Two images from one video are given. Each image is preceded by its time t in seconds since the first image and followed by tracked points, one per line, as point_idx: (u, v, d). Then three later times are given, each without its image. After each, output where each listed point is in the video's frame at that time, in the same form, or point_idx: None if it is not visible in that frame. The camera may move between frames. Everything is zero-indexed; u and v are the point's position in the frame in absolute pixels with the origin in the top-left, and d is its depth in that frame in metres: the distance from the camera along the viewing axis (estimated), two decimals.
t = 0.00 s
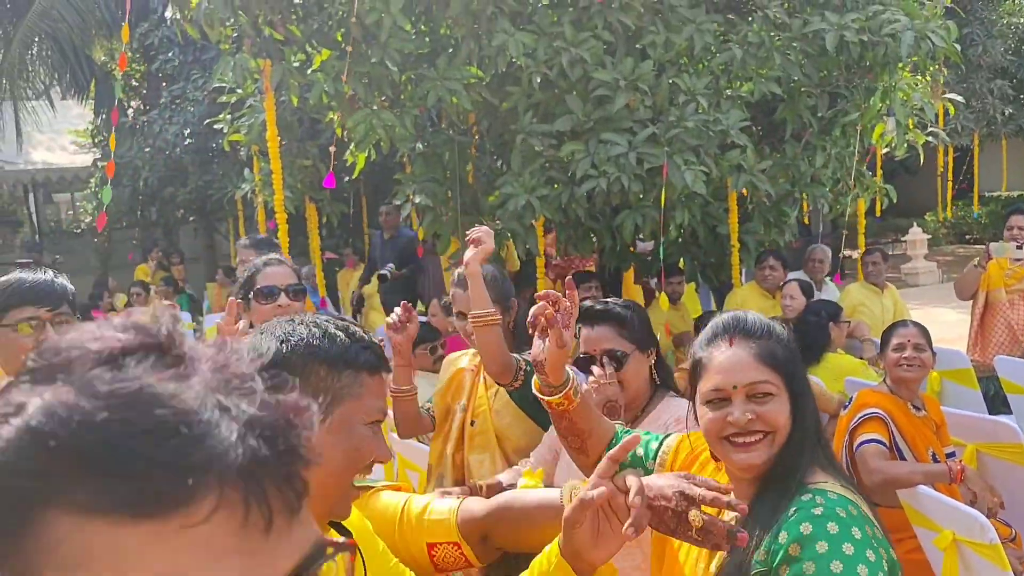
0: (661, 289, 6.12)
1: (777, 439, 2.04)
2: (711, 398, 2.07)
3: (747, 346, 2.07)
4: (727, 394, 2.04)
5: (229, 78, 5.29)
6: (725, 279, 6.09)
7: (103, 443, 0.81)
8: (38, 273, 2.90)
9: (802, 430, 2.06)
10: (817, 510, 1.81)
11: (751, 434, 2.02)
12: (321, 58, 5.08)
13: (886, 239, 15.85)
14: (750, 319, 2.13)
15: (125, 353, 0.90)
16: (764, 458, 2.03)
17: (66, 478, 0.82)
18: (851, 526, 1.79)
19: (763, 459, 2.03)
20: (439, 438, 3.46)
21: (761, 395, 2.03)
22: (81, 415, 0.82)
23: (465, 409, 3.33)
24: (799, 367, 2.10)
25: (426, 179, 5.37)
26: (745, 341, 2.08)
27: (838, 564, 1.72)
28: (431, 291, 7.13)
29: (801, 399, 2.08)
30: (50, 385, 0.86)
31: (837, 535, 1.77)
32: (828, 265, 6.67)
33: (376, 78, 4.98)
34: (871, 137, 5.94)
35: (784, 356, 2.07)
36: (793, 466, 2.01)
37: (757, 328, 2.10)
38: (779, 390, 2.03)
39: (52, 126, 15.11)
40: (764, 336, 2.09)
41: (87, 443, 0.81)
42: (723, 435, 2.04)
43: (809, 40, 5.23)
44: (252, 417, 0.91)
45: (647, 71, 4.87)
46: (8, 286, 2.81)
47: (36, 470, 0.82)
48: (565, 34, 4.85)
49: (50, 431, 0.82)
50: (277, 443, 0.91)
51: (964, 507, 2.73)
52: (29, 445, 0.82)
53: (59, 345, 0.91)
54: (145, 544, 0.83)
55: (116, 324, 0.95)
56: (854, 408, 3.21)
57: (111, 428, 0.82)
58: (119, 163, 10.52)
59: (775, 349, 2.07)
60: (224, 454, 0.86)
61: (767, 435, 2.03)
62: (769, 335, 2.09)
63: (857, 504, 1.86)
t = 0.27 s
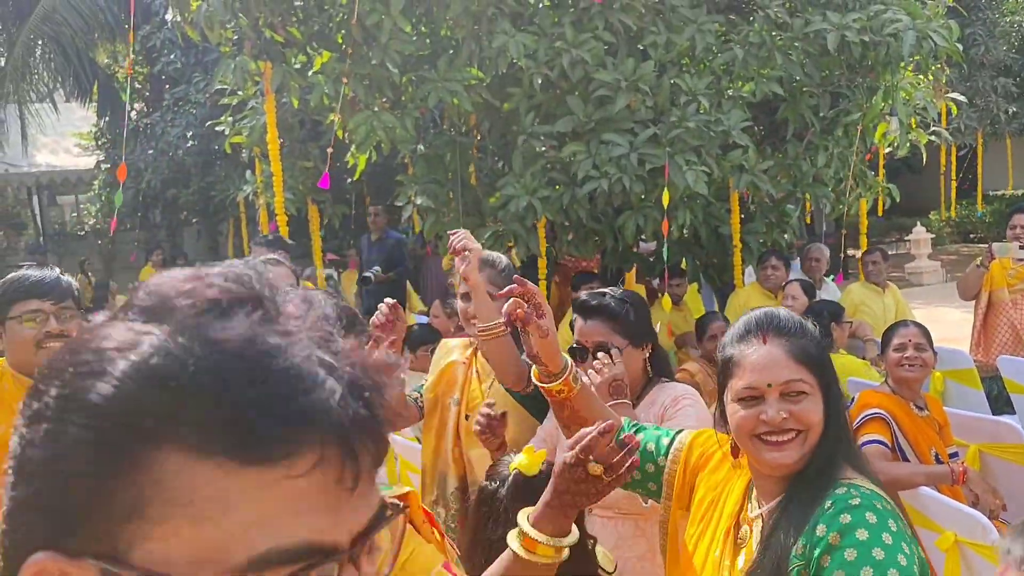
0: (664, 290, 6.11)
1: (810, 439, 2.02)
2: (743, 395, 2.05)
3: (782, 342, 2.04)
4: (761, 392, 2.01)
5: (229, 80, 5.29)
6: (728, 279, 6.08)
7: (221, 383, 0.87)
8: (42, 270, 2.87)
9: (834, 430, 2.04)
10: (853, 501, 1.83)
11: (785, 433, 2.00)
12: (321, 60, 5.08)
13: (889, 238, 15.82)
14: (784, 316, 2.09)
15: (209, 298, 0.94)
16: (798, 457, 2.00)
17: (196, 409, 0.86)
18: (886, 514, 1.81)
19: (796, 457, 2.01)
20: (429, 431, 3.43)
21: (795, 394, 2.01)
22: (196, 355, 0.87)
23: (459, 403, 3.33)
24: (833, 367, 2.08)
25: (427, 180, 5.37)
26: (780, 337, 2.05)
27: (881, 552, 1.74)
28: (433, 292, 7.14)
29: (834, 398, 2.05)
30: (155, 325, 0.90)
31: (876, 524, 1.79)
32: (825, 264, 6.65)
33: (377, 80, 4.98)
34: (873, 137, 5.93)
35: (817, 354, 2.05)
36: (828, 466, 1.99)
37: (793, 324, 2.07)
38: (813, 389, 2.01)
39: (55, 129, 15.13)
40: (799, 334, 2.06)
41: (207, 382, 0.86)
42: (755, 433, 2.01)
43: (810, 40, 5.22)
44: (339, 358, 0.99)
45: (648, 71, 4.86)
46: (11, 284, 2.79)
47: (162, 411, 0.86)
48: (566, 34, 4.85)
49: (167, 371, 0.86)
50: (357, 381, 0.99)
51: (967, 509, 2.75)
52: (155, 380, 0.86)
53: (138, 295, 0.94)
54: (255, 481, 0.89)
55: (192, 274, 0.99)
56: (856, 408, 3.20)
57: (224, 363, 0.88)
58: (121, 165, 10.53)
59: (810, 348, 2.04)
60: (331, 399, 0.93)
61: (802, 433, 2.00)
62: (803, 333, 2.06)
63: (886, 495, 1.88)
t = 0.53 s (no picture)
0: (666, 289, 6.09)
1: (829, 447, 2.01)
2: (760, 404, 2.05)
3: (801, 351, 2.04)
4: (778, 400, 2.02)
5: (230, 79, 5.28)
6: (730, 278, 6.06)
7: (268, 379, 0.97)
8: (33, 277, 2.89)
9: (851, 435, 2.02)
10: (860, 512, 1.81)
11: (802, 442, 1.99)
12: (323, 59, 5.07)
13: (893, 237, 15.77)
14: (803, 325, 2.10)
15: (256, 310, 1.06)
16: (815, 465, 1.99)
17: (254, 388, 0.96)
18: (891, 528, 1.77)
19: (814, 466, 1.99)
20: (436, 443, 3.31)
21: (812, 401, 2.00)
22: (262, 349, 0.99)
23: (475, 420, 3.20)
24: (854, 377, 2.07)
25: (428, 179, 5.36)
26: (799, 347, 2.05)
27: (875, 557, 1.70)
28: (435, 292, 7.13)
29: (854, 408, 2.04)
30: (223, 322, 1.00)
31: (879, 533, 1.76)
32: (827, 262, 6.64)
33: (378, 79, 4.97)
34: (876, 134, 5.90)
35: (835, 363, 2.04)
36: (850, 474, 1.98)
37: (811, 334, 2.07)
38: (831, 396, 2.01)
39: (58, 129, 15.12)
40: (815, 342, 2.05)
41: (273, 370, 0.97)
42: (771, 441, 2.01)
43: (812, 37, 5.20)
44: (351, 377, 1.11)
45: (650, 69, 4.84)
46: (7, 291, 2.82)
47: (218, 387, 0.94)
48: (567, 33, 4.83)
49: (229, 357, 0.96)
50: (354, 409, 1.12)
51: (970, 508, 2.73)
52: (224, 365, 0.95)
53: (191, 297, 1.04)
54: (301, 456, 1.00)
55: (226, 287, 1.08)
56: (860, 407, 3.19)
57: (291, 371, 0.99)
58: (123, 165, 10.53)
59: (827, 356, 2.04)
60: (354, 397, 1.06)
61: (820, 442, 1.99)
62: (820, 341, 2.06)
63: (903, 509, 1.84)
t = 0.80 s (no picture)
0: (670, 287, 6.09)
1: (827, 444, 2.00)
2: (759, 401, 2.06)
3: (799, 347, 2.04)
4: (774, 397, 2.03)
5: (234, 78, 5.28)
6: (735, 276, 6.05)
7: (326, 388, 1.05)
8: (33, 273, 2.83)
9: (851, 431, 2.01)
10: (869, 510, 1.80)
11: (798, 440, 2.00)
12: (326, 58, 5.07)
13: (898, 234, 15.74)
14: (802, 321, 2.09)
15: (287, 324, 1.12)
16: (814, 462, 2.00)
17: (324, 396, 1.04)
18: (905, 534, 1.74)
19: (813, 462, 2.00)
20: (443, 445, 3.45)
21: (808, 398, 2.00)
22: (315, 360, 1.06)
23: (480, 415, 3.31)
24: (858, 371, 2.05)
25: (432, 178, 5.36)
26: (797, 343, 2.05)
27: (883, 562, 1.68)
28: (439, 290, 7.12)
29: (854, 404, 2.03)
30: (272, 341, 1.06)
31: (888, 534, 1.74)
32: (835, 259, 6.63)
33: (382, 77, 4.96)
34: (880, 131, 5.89)
35: (835, 359, 2.03)
36: (849, 472, 1.97)
37: (810, 330, 2.07)
38: (828, 393, 2.00)
39: (62, 128, 15.12)
40: (812, 339, 2.04)
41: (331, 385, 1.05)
42: (770, 439, 2.02)
43: (817, 34, 5.19)
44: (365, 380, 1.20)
45: (654, 67, 4.83)
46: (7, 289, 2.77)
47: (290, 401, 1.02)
48: (571, 30, 4.83)
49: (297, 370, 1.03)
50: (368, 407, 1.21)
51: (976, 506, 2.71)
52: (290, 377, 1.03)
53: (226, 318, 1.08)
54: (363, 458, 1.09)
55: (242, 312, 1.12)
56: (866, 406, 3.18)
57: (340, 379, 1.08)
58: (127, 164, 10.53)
59: (826, 352, 2.02)
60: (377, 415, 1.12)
61: (818, 439, 1.99)
62: (818, 338, 2.04)
63: (912, 509, 1.83)
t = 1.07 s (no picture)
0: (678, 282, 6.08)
1: (825, 442, 2.03)
2: (762, 396, 2.10)
3: (802, 347, 2.07)
4: (774, 393, 2.07)
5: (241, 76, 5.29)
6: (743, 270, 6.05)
7: (310, 338, 0.98)
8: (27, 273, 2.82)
9: (851, 430, 2.04)
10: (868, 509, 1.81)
11: (796, 436, 2.04)
12: (333, 55, 5.07)
13: (907, 228, 15.69)
14: (808, 321, 2.11)
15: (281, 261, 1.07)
16: (812, 459, 2.03)
17: (298, 343, 0.98)
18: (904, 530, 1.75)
19: (810, 459, 2.03)
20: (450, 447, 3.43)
21: (807, 397, 2.03)
22: (296, 300, 1.00)
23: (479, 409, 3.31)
24: (863, 375, 2.07)
25: (440, 174, 5.37)
26: (801, 342, 2.08)
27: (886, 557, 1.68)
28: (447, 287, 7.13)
29: (856, 405, 2.05)
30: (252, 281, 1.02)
31: (889, 531, 1.75)
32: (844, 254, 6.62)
33: (389, 74, 4.96)
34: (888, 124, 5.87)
35: (837, 360, 2.05)
36: (846, 468, 2.00)
37: (815, 330, 2.09)
38: (827, 393, 2.03)
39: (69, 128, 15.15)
40: (815, 338, 2.07)
41: (311, 325, 0.99)
42: (770, 433, 2.06)
43: (824, 27, 5.17)
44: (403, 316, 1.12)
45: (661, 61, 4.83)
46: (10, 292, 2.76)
47: (260, 348, 0.96)
48: (578, 25, 4.82)
49: (264, 315, 0.97)
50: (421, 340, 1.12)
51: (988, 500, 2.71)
52: (258, 325, 0.97)
53: (222, 264, 1.06)
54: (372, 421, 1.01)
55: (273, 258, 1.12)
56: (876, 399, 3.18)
57: (330, 320, 1.00)
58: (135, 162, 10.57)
59: (828, 352, 2.05)
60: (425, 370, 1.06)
61: (814, 436, 2.03)
62: (821, 338, 2.07)
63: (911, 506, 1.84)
